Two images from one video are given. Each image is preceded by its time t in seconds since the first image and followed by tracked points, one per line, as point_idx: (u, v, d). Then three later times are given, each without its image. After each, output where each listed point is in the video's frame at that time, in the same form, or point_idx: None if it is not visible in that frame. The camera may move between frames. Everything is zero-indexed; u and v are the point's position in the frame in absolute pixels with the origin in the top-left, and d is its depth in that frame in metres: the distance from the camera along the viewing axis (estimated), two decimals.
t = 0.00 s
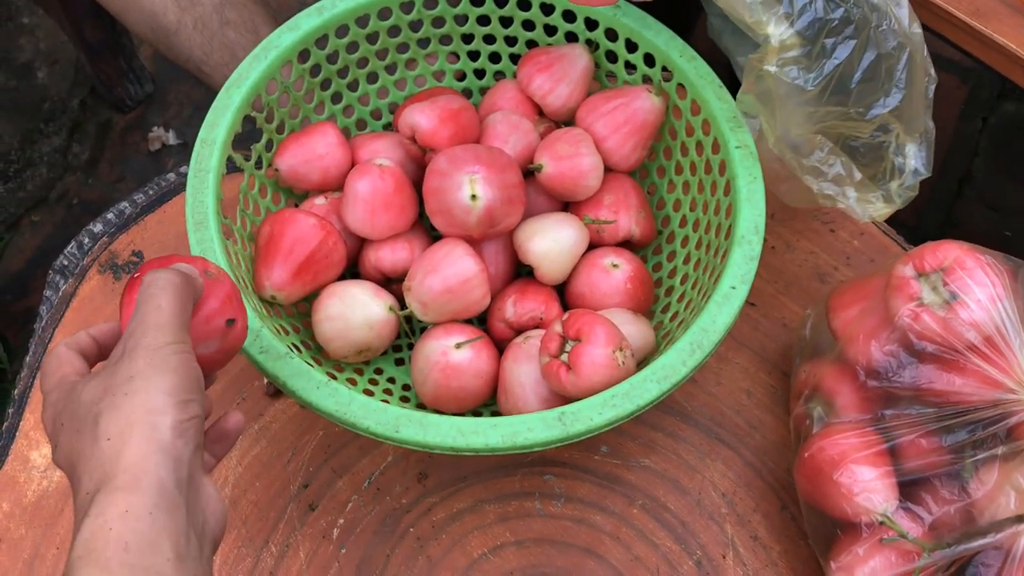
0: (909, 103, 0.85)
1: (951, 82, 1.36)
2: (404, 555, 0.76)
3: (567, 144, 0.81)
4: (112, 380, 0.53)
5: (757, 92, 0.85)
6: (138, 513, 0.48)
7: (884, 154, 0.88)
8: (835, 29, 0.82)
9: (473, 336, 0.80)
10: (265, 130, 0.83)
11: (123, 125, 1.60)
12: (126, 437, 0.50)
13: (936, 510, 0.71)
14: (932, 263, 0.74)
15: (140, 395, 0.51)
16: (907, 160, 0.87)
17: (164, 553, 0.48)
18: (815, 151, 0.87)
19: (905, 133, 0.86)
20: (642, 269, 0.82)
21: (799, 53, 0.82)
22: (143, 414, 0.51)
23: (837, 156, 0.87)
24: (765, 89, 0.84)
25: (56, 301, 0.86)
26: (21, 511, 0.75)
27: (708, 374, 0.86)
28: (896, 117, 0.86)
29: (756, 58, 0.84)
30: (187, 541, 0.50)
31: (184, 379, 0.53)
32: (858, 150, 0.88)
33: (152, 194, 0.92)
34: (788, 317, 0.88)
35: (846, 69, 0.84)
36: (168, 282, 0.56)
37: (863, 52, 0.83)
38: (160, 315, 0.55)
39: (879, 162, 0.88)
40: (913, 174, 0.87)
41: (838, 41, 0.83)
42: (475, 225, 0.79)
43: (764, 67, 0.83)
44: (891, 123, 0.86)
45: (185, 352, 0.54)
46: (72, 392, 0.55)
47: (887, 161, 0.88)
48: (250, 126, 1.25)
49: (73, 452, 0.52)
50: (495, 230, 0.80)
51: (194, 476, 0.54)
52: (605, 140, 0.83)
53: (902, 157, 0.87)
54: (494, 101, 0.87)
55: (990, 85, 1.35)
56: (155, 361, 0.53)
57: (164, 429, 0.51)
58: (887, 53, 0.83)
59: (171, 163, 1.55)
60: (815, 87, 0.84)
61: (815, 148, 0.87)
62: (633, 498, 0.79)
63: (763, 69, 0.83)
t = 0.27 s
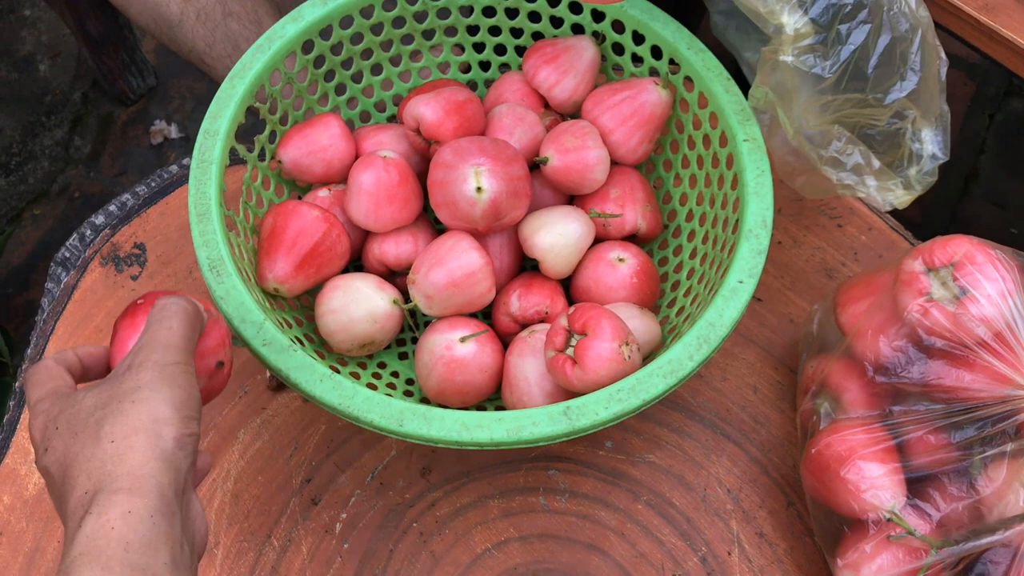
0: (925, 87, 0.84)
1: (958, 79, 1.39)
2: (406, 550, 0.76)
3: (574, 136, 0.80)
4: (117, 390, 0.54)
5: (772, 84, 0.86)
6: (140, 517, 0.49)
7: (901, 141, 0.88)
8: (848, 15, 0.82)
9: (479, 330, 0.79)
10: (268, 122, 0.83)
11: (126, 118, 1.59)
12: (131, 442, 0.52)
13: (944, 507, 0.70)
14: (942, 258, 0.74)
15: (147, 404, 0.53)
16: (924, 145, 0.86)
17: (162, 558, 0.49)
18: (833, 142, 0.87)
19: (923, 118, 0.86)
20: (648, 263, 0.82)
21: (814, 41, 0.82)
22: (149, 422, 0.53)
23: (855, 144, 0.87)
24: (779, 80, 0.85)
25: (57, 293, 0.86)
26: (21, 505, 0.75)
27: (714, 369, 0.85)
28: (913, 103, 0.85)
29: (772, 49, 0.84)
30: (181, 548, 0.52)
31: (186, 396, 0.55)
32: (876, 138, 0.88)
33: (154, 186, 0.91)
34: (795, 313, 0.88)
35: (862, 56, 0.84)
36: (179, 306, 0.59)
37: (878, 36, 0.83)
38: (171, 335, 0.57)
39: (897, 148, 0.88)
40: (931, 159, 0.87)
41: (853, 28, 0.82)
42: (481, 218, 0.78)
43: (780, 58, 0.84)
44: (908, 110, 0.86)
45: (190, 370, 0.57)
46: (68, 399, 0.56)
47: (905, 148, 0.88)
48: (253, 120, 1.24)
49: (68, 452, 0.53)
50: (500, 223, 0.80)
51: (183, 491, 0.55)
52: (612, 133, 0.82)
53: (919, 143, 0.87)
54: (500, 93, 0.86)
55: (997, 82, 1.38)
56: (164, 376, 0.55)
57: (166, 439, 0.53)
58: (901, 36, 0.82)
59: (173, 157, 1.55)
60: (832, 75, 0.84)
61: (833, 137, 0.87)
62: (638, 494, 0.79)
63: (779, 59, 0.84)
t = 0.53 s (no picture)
0: (927, 79, 0.84)
1: (963, 77, 1.40)
2: (411, 542, 0.76)
3: (579, 130, 0.80)
4: (138, 411, 0.65)
5: (775, 77, 0.85)
6: (158, 521, 0.59)
7: (905, 133, 0.88)
8: (849, 7, 0.82)
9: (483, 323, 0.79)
10: (273, 114, 0.83)
11: (130, 112, 1.59)
12: (148, 458, 0.62)
13: (949, 502, 0.70)
14: (948, 252, 0.73)
15: (167, 429, 0.64)
16: (929, 138, 0.86)
17: (174, 559, 0.59)
18: (837, 135, 0.87)
19: (926, 110, 0.86)
20: (653, 257, 0.82)
21: (816, 34, 0.83)
22: (166, 444, 0.63)
23: (861, 136, 0.87)
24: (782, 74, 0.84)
25: (62, 285, 0.86)
26: (26, 495, 0.75)
27: (718, 364, 0.85)
28: (915, 95, 0.85)
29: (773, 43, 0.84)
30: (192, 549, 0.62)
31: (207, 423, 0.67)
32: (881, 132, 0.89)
33: (159, 177, 0.91)
34: (799, 307, 0.88)
35: (864, 48, 0.84)
36: (198, 347, 0.69)
37: (879, 28, 0.83)
38: (192, 371, 0.67)
39: (902, 141, 0.88)
40: (937, 151, 0.86)
41: (854, 20, 0.83)
42: (486, 211, 0.78)
43: (781, 51, 0.83)
44: (911, 102, 0.86)
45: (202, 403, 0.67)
46: (89, 420, 0.65)
47: (909, 141, 0.87)
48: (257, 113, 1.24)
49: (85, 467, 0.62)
50: (505, 216, 0.80)
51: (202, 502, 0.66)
52: (617, 127, 0.82)
53: (924, 135, 0.86)
54: (505, 86, 0.86)
55: (1002, 78, 1.39)
56: (182, 405, 0.65)
57: (181, 458, 0.63)
58: (904, 27, 0.82)
59: (177, 151, 1.55)
60: (835, 68, 0.84)
61: (837, 130, 0.87)
62: (642, 488, 0.79)
63: (781, 52, 0.83)
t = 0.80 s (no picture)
0: (929, 74, 0.84)
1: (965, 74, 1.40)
2: (416, 532, 0.76)
3: (585, 122, 0.80)
4: (172, 430, 0.65)
5: (777, 72, 0.85)
6: (183, 524, 0.60)
7: (907, 127, 0.88)
8: (850, 3, 0.83)
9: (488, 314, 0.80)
10: (281, 105, 0.83)
11: (134, 105, 1.60)
12: (180, 469, 0.62)
13: (952, 493, 0.70)
14: (953, 245, 0.73)
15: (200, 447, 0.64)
16: (930, 131, 0.86)
17: (194, 562, 0.59)
18: (839, 129, 0.87)
19: (928, 105, 0.86)
20: (658, 249, 0.82)
21: (817, 29, 0.83)
22: (199, 459, 0.63)
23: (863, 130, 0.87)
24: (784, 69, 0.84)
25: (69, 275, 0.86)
26: (34, 484, 0.76)
27: (723, 356, 0.85)
28: (917, 89, 0.85)
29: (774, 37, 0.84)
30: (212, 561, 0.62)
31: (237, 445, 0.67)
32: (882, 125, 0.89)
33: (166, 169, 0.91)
34: (803, 300, 0.88)
35: (865, 43, 0.85)
36: (235, 390, 0.70)
37: (880, 23, 0.84)
38: (225, 406, 0.68)
39: (903, 135, 0.88)
40: (937, 146, 0.87)
41: (856, 15, 0.83)
42: (492, 202, 0.78)
43: (782, 46, 0.83)
44: (913, 97, 0.86)
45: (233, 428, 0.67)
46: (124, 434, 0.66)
47: (911, 135, 0.88)
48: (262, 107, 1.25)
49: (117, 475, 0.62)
50: (510, 208, 0.80)
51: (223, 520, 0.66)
52: (623, 120, 0.83)
53: (925, 129, 0.87)
54: (511, 79, 0.87)
55: (1006, 75, 1.34)
56: (215, 431, 0.65)
57: (210, 475, 0.63)
58: (905, 22, 0.82)
59: (182, 144, 1.55)
60: (835, 63, 0.85)
61: (840, 125, 0.87)
62: (646, 479, 0.79)
63: (782, 47, 0.83)
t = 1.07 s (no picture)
0: (935, 60, 0.85)
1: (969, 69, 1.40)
2: (419, 523, 0.76)
3: (590, 114, 0.80)
4: (197, 447, 0.67)
5: (783, 59, 0.85)
6: (202, 529, 0.61)
7: (915, 113, 0.88)
8: None
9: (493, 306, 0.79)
10: (285, 96, 0.83)
11: (138, 99, 1.60)
12: (202, 481, 0.64)
13: (956, 486, 0.70)
14: (958, 237, 0.73)
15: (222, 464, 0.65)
16: (938, 117, 0.86)
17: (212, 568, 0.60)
18: (846, 116, 0.87)
19: (934, 90, 0.86)
20: (663, 242, 0.82)
21: (822, 14, 0.84)
22: (220, 475, 0.64)
23: (869, 120, 0.86)
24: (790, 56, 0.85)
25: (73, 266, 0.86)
26: (38, 474, 0.76)
27: (727, 349, 0.85)
28: (923, 75, 0.86)
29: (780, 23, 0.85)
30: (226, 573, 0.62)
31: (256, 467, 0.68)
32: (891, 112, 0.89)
33: (170, 160, 0.91)
34: (807, 293, 0.88)
35: (872, 28, 0.85)
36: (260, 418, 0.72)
37: (887, 8, 0.84)
38: (249, 432, 0.69)
39: (910, 121, 0.88)
40: (945, 131, 0.86)
41: None
42: (497, 193, 0.78)
43: (787, 32, 0.84)
44: (919, 83, 0.86)
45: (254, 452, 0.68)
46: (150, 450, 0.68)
47: (918, 121, 0.87)
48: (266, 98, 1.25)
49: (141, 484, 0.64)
50: (515, 200, 0.80)
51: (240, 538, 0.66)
52: (628, 111, 0.82)
53: (933, 115, 0.87)
54: (516, 70, 0.87)
55: (1010, 70, 1.29)
56: (236, 451, 0.67)
57: (230, 491, 0.64)
58: (911, 7, 0.83)
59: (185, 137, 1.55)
60: (840, 48, 0.86)
61: (845, 113, 0.87)
62: (650, 471, 0.79)
63: (787, 33, 0.84)
